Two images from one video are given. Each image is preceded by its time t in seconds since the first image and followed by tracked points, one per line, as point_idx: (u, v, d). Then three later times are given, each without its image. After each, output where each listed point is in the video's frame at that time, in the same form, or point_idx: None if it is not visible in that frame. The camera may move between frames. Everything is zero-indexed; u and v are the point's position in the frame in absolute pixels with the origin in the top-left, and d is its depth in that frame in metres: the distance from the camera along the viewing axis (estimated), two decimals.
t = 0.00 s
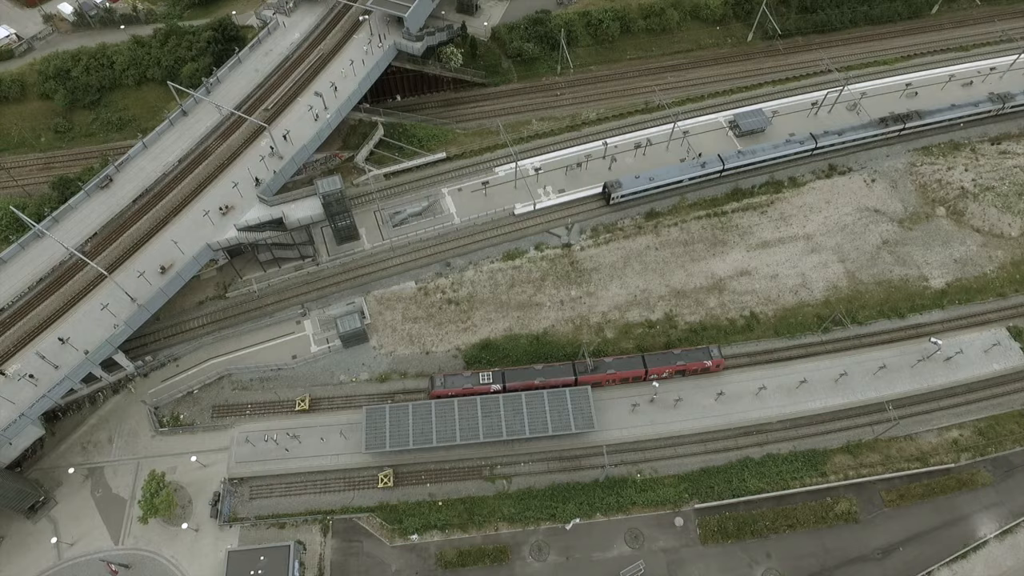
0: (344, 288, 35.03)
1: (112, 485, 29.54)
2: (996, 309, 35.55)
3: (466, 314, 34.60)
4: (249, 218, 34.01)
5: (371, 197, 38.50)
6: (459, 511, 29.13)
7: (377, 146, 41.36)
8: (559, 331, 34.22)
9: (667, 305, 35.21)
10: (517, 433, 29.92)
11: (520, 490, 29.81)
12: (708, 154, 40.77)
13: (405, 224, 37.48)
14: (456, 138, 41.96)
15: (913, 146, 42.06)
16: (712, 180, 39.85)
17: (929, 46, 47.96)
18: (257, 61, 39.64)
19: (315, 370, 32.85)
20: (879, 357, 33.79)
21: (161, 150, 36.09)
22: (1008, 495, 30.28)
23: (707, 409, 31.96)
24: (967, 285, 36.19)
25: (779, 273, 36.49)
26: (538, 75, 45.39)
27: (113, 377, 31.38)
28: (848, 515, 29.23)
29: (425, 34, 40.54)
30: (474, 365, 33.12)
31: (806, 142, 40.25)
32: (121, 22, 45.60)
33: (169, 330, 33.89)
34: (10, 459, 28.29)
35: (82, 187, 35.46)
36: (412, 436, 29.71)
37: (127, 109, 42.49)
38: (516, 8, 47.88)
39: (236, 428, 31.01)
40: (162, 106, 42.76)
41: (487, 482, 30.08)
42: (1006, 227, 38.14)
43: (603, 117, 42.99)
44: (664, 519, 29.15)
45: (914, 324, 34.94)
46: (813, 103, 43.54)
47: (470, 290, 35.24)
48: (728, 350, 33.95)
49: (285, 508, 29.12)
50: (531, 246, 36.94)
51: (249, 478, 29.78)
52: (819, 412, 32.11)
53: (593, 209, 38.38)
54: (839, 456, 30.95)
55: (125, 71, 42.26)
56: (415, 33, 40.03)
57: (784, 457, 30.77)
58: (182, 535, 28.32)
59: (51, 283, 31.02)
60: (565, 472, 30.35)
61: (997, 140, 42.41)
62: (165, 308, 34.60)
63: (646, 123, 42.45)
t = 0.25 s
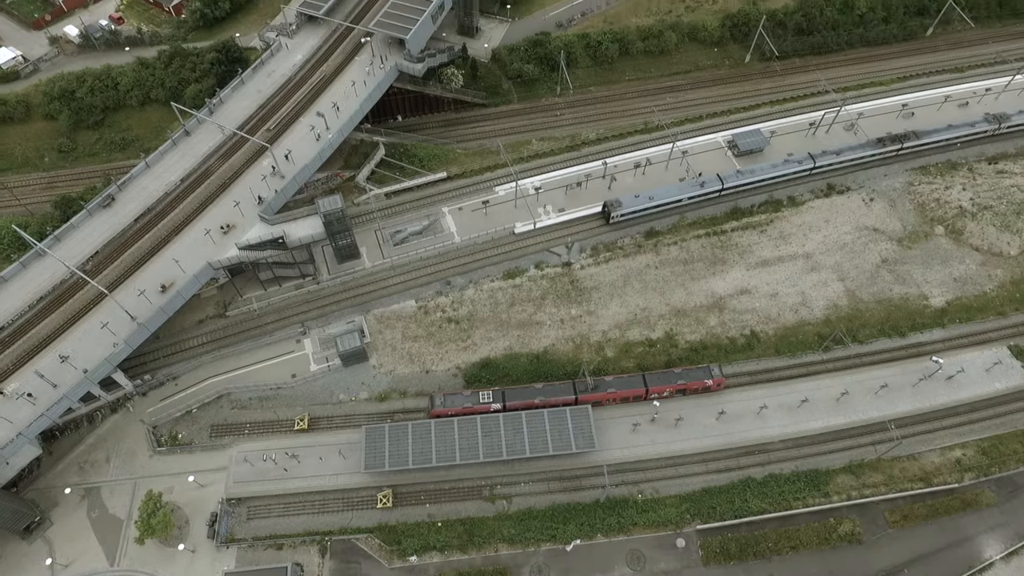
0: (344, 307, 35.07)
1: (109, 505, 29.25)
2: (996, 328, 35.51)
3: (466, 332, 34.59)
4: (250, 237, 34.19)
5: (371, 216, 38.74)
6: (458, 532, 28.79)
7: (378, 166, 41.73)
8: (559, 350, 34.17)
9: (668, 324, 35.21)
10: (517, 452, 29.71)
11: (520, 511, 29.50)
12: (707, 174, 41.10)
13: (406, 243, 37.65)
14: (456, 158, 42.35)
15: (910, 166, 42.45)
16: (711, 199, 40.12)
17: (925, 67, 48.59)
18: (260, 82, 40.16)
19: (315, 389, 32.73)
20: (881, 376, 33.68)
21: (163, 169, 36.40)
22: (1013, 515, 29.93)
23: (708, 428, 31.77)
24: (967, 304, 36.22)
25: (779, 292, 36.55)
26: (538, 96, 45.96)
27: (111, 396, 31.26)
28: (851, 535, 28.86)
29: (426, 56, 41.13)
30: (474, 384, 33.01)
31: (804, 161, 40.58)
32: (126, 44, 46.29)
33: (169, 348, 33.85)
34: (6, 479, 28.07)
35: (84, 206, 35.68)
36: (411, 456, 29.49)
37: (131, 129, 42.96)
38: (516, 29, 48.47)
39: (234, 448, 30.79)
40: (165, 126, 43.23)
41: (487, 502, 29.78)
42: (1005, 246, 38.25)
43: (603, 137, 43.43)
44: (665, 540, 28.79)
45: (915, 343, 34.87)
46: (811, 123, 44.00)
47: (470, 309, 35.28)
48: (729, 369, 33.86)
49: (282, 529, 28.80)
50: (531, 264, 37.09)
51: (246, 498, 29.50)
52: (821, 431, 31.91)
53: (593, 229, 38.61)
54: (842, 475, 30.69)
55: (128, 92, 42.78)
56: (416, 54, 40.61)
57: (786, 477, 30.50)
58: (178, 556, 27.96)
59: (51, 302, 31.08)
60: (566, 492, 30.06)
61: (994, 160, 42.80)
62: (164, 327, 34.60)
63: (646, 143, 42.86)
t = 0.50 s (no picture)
0: (345, 325, 35.08)
1: (104, 526, 28.92)
2: (998, 347, 35.44)
3: (466, 351, 34.54)
4: (250, 256, 34.34)
5: (372, 236, 38.93)
6: (457, 553, 28.44)
7: (379, 186, 42.06)
8: (559, 370, 34.06)
9: (668, 343, 35.17)
10: (517, 473, 29.46)
11: (520, 532, 29.16)
12: (707, 193, 41.38)
13: (406, 262, 37.79)
14: (457, 177, 42.71)
15: (908, 186, 42.78)
16: (711, 219, 40.36)
17: (920, 88, 49.20)
18: (263, 103, 40.68)
19: (314, 409, 32.58)
20: (883, 396, 33.52)
21: (166, 189, 36.68)
22: (1019, 537, 29.55)
23: (710, 448, 31.54)
24: (968, 323, 36.19)
25: (779, 311, 36.58)
26: (538, 116, 46.47)
27: (109, 416, 31.11)
28: (855, 557, 28.47)
29: (427, 77, 41.69)
30: (474, 404, 32.84)
31: (803, 181, 40.87)
32: (131, 66, 46.96)
33: (168, 368, 33.77)
34: (2, 499, 27.81)
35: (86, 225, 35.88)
36: (411, 476, 29.24)
37: (134, 149, 43.39)
38: (516, 51, 49.12)
39: (232, 468, 30.55)
40: (168, 146, 43.68)
41: (486, 523, 29.45)
42: (1004, 265, 38.33)
43: (602, 157, 43.84)
44: (667, 562, 28.43)
45: (916, 362, 34.77)
46: (808, 143, 44.45)
47: (470, 328, 35.28)
48: (729, 388, 33.74)
49: (280, 550, 28.44)
50: (531, 283, 37.20)
51: (244, 519, 29.18)
52: (823, 451, 31.67)
53: (593, 248, 38.79)
54: (845, 496, 30.40)
55: (132, 112, 43.29)
56: (417, 76, 41.16)
57: (789, 498, 30.19)
58: None
59: (51, 321, 31.09)
60: (566, 513, 29.75)
61: (991, 180, 43.13)
62: (164, 345, 34.56)
63: (645, 163, 43.25)
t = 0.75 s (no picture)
0: (344, 345, 35.06)
1: (100, 548, 28.57)
2: (999, 366, 35.34)
3: (466, 370, 34.46)
4: (251, 275, 34.46)
5: (372, 255, 39.08)
6: None
7: (380, 206, 42.36)
8: (559, 390, 33.92)
9: (669, 362, 35.10)
10: (517, 494, 29.16)
11: (520, 554, 28.80)
12: (706, 213, 41.62)
13: (406, 281, 37.89)
14: (457, 197, 43.01)
15: (906, 205, 43.07)
16: (711, 238, 40.54)
17: (916, 109, 49.76)
18: (265, 123, 41.14)
19: (313, 429, 32.38)
20: (885, 415, 33.34)
21: (168, 208, 36.93)
22: None
23: (711, 469, 31.27)
24: (969, 342, 36.16)
25: (779, 330, 36.57)
26: (538, 137, 46.95)
27: (107, 436, 30.92)
28: None
29: (428, 98, 42.21)
30: (473, 424, 32.65)
31: (802, 200, 41.13)
32: (135, 87, 47.57)
33: (167, 387, 33.66)
34: None
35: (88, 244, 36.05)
36: (410, 497, 28.96)
37: (137, 170, 43.79)
38: (516, 72, 49.67)
39: (230, 488, 30.28)
40: (171, 166, 44.06)
41: (486, 545, 29.10)
42: (1004, 284, 38.43)
43: (602, 177, 44.21)
44: None
45: (918, 381, 34.65)
46: (807, 163, 44.83)
47: (470, 347, 35.24)
48: (731, 408, 33.57)
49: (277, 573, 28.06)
50: (531, 302, 37.25)
51: (241, 541, 28.84)
52: (826, 471, 31.39)
53: (593, 267, 38.90)
54: (848, 517, 30.07)
55: (136, 133, 43.73)
56: (418, 97, 41.68)
57: (791, 519, 29.86)
58: None
59: (51, 340, 31.10)
60: (567, 535, 29.41)
61: (989, 199, 43.43)
62: (163, 365, 34.49)
63: (644, 183, 43.58)
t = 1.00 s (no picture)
0: (344, 364, 35.01)
1: (95, 571, 28.21)
2: (1001, 385, 35.23)
3: (466, 390, 34.35)
4: (251, 294, 34.53)
5: (373, 274, 39.22)
6: None
7: (380, 225, 42.62)
8: (560, 410, 33.77)
9: (669, 382, 34.99)
10: (517, 515, 28.87)
11: None
12: (705, 232, 41.86)
13: (406, 300, 37.98)
14: (457, 217, 43.30)
15: (905, 225, 43.33)
16: (710, 257, 40.70)
17: (913, 130, 50.30)
18: (268, 144, 41.58)
19: (312, 450, 32.18)
20: (887, 435, 33.15)
21: (169, 228, 37.14)
22: None
23: (713, 490, 31.00)
24: (970, 361, 36.08)
25: (780, 349, 36.53)
26: (538, 157, 47.41)
27: (105, 456, 30.71)
28: None
29: (429, 119, 42.71)
30: (473, 444, 32.44)
31: (801, 220, 41.36)
32: (139, 108, 48.14)
33: (166, 407, 33.52)
34: None
35: (89, 264, 36.19)
36: (409, 518, 28.66)
37: (139, 190, 44.15)
38: (516, 94, 50.28)
39: (228, 510, 29.97)
40: (173, 186, 44.39)
41: (486, 568, 28.72)
42: (1004, 303, 38.50)
43: (602, 197, 44.55)
44: None
45: (920, 401, 34.51)
46: (805, 183, 45.19)
47: (470, 367, 35.17)
48: (732, 428, 33.37)
49: None
50: (532, 321, 37.30)
51: (238, 563, 28.46)
52: (829, 492, 31.10)
53: (593, 286, 39.01)
54: (852, 539, 29.69)
55: (139, 153, 44.11)
56: (420, 118, 42.20)
57: (795, 541, 29.51)
58: None
59: (50, 359, 31.08)
60: (568, 557, 29.04)
61: (987, 219, 43.69)
62: (162, 384, 34.39)
63: (644, 203, 43.89)
